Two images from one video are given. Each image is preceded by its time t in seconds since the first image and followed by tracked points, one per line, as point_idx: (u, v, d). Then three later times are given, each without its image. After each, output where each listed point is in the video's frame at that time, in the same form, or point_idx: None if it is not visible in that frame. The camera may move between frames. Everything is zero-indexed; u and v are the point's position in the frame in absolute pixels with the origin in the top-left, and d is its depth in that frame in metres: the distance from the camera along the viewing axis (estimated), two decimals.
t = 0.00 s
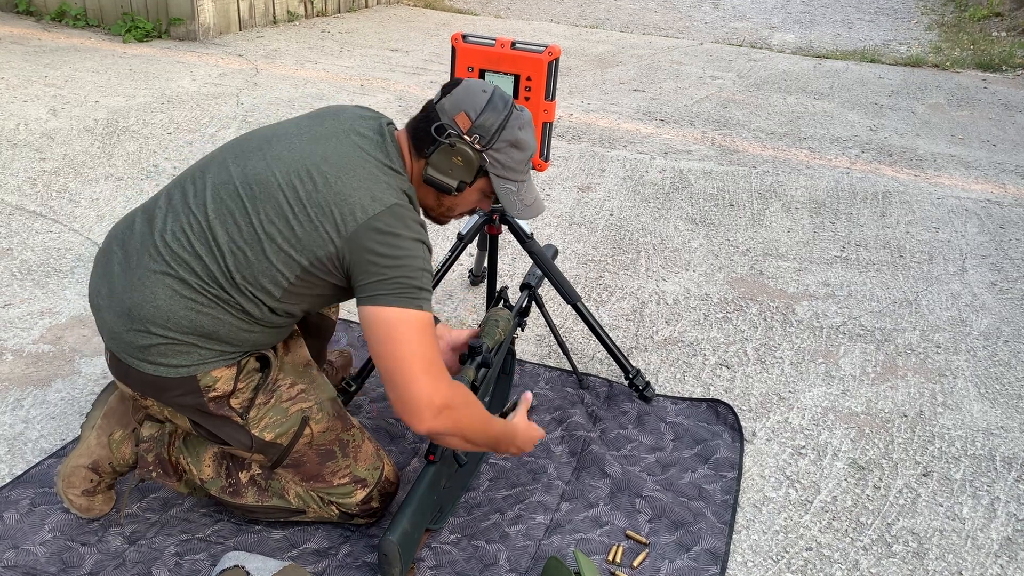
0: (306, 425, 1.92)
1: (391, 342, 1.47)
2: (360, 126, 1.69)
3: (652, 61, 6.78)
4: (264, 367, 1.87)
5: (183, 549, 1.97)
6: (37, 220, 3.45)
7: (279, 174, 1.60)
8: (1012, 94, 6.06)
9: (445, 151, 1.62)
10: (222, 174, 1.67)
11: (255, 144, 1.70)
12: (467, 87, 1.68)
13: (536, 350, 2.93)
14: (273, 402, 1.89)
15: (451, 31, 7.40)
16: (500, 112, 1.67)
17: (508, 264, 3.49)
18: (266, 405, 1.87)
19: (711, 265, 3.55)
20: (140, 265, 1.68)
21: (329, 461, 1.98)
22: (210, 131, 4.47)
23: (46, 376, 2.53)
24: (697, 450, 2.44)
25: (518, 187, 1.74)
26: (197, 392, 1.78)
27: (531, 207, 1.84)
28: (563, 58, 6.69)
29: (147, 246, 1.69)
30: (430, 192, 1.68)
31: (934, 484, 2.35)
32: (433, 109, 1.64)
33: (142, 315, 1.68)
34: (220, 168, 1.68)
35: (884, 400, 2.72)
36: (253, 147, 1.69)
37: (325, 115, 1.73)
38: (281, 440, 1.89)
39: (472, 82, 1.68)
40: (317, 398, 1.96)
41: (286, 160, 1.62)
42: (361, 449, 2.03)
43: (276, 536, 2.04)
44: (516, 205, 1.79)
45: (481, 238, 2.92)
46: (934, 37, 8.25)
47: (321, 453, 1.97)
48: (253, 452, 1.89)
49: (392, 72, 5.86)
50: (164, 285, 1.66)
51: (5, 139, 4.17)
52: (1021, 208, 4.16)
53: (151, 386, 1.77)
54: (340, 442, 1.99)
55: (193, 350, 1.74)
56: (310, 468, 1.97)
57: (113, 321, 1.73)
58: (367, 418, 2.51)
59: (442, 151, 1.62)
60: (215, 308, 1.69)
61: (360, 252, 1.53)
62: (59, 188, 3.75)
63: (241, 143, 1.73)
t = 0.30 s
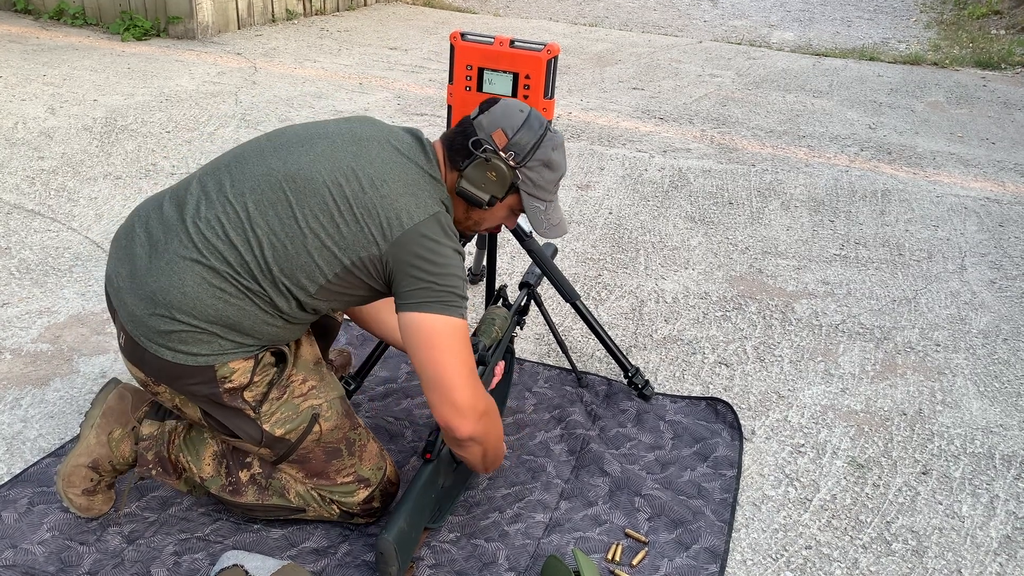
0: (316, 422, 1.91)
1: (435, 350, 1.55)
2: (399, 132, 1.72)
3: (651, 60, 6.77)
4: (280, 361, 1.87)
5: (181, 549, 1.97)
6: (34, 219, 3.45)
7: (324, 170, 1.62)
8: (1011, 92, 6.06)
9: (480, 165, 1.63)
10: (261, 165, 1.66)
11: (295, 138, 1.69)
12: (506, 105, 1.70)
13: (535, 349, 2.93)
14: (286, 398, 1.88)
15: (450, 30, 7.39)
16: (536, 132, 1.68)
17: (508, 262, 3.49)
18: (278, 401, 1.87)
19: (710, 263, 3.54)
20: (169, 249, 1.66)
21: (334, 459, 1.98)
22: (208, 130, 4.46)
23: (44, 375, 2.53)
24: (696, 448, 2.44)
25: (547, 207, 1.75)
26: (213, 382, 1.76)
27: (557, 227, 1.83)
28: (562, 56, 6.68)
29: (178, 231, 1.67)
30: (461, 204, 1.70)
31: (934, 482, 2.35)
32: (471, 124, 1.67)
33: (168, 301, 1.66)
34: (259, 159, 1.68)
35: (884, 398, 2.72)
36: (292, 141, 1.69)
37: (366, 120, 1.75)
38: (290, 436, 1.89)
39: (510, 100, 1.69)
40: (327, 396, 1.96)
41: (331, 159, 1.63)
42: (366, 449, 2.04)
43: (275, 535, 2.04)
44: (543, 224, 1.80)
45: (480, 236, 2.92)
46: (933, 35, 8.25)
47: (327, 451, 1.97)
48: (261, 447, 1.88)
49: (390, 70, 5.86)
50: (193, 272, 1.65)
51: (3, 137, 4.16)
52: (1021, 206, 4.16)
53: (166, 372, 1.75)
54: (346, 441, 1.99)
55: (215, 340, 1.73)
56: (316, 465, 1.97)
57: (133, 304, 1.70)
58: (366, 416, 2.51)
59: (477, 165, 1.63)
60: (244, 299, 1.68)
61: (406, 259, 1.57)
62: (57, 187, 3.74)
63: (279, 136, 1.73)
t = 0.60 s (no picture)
0: (320, 419, 1.90)
1: (455, 357, 1.55)
2: (419, 135, 1.72)
3: (650, 57, 6.77)
4: (286, 357, 1.87)
5: (180, 547, 1.97)
6: (33, 217, 3.44)
7: (343, 168, 1.61)
8: (1011, 90, 6.06)
9: (498, 171, 1.64)
10: (280, 160, 1.65)
11: (316, 135, 1.69)
12: (525, 114, 1.72)
13: (534, 346, 2.93)
14: (291, 393, 1.87)
15: (449, 27, 7.38)
16: (554, 141, 1.71)
17: (507, 260, 3.49)
18: (283, 397, 1.86)
19: (709, 261, 3.54)
20: (183, 239, 1.65)
21: (336, 457, 1.96)
22: (207, 127, 4.45)
23: (42, 373, 2.53)
24: (695, 445, 2.44)
25: (559, 216, 1.76)
26: (220, 376, 1.76)
27: (567, 236, 1.81)
28: (562, 54, 6.68)
29: (194, 222, 1.66)
30: (476, 208, 1.71)
31: (933, 479, 2.35)
32: (490, 130, 1.68)
33: (179, 292, 1.65)
34: (278, 154, 1.67)
35: (883, 395, 2.72)
36: (313, 138, 1.68)
37: (387, 122, 1.75)
38: (294, 432, 1.88)
39: (529, 109, 1.72)
40: (332, 393, 1.94)
41: (351, 159, 1.62)
42: (368, 447, 2.03)
43: (274, 533, 2.04)
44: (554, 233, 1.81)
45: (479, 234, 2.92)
46: (933, 32, 8.25)
47: (330, 449, 1.95)
48: (264, 442, 1.87)
49: (389, 68, 5.85)
50: (207, 264, 1.63)
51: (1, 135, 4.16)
52: (1020, 203, 4.16)
53: (172, 363, 1.75)
54: (349, 438, 1.97)
55: (224, 333, 1.72)
56: (317, 462, 1.95)
57: (143, 293, 1.69)
58: (365, 414, 2.51)
59: (495, 170, 1.63)
60: (256, 294, 1.67)
61: (424, 263, 1.57)
62: (56, 185, 3.73)
63: (299, 132, 1.72)
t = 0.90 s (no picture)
0: (321, 417, 1.90)
1: (457, 365, 1.55)
2: (429, 139, 1.71)
3: (649, 55, 6.76)
4: (289, 355, 1.87)
5: (179, 544, 1.97)
6: (31, 215, 3.44)
7: (352, 170, 1.60)
8: (1009, 88, 6.06)
9: (506, 173, 1.63)
10: (288, 159, 1.64)
11: (325, 134, 1.68)
12: (533, 117, 1.72)
13: (533, 344, 2.93)
14: (292, 392, 1.87)
15: (448, 25, 7.38)
16: (560, 145, 1.71)
17: (506, 258, 3.49)
18: (284, 395, 1.86)
19: (708, 259, 3.54)
20: (188, 236, 1.64)
21: (336, 455, 1.96)
22: (206, 125, 4.45)
23: (41, 371, 2.52)
24: (694, 443, 2.44)
25: (564, 219, 1.75)
26: (223, 373, 1.76)
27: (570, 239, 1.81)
28: (561, 51, 6.67)
29: (200, 218, 1.65)
30: (481, 210, 1.70)
31: (931, 477, 2.35)
32: (498, 132, 1.68)
33: (183, 289, 1.64)
34: (286, 152, 1.66)
35: (882, 393, 2.72)
36: (322, 137, 1.68)
37: (397, 123, 1.74)
38: (295, 431, 1.87)
39: (537, 112, 1.71)
40: (333, 392, 1.94)
41: (361, 160, 1.62)
42: (369, 445, 2.02)
43: (272, 531, 2.04)
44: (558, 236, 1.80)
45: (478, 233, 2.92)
46: (931, 30, 8.25)
47: (330, 447, 1.95)
48: (265, 440, 1.87)
49: (388, 66, 5.84)
50: (211, 262, 1.63)
51: None
52: (1019, 201, 4.16)
53: (175, 360, 1.75)
54: (350, 437, 1.97)
55: (226, 331, 1.72)
56: (318, 461, 1.96)
57: (147, 288, 1.68)
58: (364, 412, 2.50)
59: (504, 172, 1.62)
60: (260, 293, 1.67)
61: (432, 268, 1.57)
62: (54, 183, 3.73)
63: (307, 131, 1.71)
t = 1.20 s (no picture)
0: (321, 417, 1.90)
1: (464, 368, 1.55)
2: (432, 140, 1.71)
3: (649, 54, 6.76)
4: (290, 355, 1.86)
5: (179, 543, 1.97)
6: (32, 213, 3.44)
7: (356, 171, 1.60)
8: (1010, 87, 6.06)
9: (508, 173, 1.62)
10: (291, 159, 1.64)
11: (329, 135, 1.68)
12: (535, 117, 1.72)
13: (533, 343, 2.93)
14: (293, 391, 1.87)
15: (448, 24, 7.38)
16: (562, 145, 1.70)
17: (506, 257, 3.49)
18: (285, 395, 1.86)
19: (708, 258, 3.54)
20: (190, 235, 1.64)
21: (336, 454, 1.96)
22: (206, 124, 4.45)
23: (41, 370, 2.52)
24: (694, 442, 2.44)
25: (564, 219, 1.75)
26: (224, 373, 1.76)
27: (571, 239, 1.80)
28: (561, 50, 6.67)
29: (202, 218, 1.65)
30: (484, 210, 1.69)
31: (931, 476, 2.35)
32: (501, 131, 1.67)
33: (185, 288, 1.64)
34: (289, 152, 1.66)
35: (882, 392, 2.72)
36: (326, 137, 1.68)
37: (400, 124, 1.74)
38: (295, 430, 1.87)
39: (539, 112, 1.71)
40: (334, 391, 1.94)
41: (364, 161, 1.62)
42: (369, 445, 2.03)
43: (272, 530, 2.04)
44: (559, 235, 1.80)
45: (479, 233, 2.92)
46: (932, 29, 8.25)
47: (330, 446, 1.95)
48: (266, 440, 1.87)
49: (388, 64, 5.84)
50: (213, 262, 1.63)
51: None
52: (1019, 200, 4.16)
53: (176, 360, 1.75)
54: (350, 436, 1.97)
55: (228, 331, 1.72)
56: (318, 460, 1.96)
57: (148, 287, 1.68)
58: (364, 411, 2.51)
59: (505, 173, 1.62)
60: (262, 293, 1.67)
61: (437, 270, 1.57)
62: (54, 182, 3.73)
63: (311, 130, 1.71)
